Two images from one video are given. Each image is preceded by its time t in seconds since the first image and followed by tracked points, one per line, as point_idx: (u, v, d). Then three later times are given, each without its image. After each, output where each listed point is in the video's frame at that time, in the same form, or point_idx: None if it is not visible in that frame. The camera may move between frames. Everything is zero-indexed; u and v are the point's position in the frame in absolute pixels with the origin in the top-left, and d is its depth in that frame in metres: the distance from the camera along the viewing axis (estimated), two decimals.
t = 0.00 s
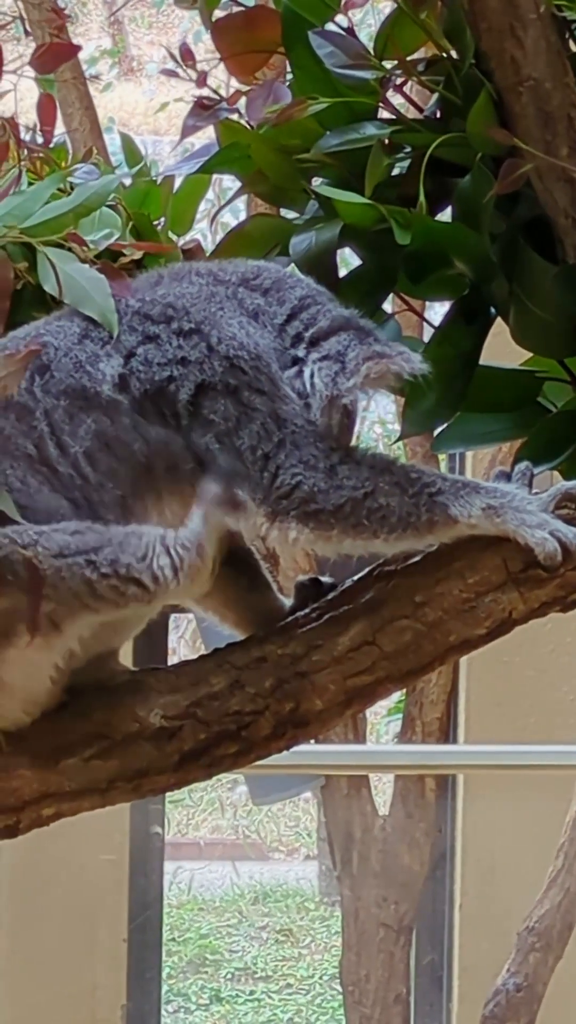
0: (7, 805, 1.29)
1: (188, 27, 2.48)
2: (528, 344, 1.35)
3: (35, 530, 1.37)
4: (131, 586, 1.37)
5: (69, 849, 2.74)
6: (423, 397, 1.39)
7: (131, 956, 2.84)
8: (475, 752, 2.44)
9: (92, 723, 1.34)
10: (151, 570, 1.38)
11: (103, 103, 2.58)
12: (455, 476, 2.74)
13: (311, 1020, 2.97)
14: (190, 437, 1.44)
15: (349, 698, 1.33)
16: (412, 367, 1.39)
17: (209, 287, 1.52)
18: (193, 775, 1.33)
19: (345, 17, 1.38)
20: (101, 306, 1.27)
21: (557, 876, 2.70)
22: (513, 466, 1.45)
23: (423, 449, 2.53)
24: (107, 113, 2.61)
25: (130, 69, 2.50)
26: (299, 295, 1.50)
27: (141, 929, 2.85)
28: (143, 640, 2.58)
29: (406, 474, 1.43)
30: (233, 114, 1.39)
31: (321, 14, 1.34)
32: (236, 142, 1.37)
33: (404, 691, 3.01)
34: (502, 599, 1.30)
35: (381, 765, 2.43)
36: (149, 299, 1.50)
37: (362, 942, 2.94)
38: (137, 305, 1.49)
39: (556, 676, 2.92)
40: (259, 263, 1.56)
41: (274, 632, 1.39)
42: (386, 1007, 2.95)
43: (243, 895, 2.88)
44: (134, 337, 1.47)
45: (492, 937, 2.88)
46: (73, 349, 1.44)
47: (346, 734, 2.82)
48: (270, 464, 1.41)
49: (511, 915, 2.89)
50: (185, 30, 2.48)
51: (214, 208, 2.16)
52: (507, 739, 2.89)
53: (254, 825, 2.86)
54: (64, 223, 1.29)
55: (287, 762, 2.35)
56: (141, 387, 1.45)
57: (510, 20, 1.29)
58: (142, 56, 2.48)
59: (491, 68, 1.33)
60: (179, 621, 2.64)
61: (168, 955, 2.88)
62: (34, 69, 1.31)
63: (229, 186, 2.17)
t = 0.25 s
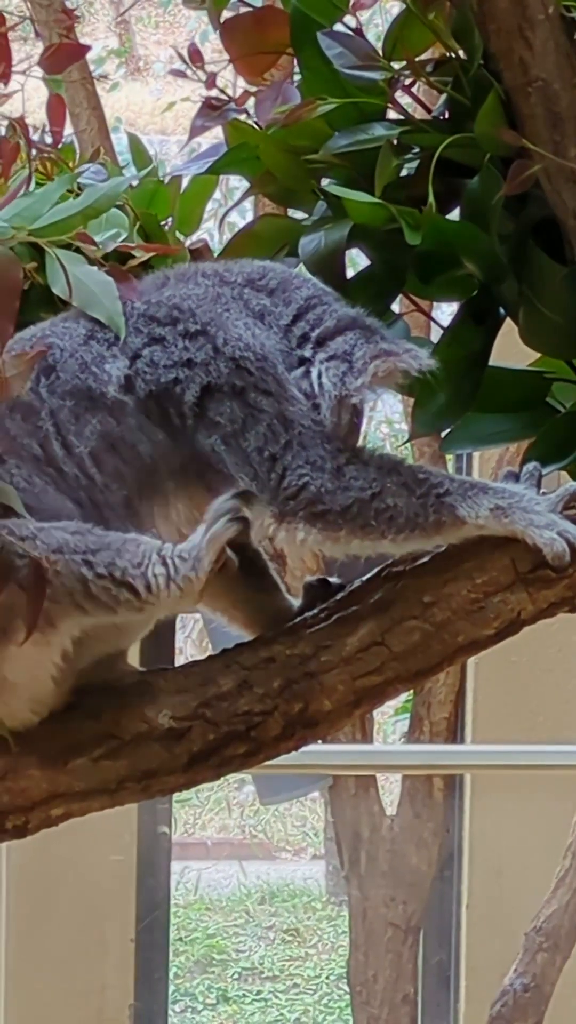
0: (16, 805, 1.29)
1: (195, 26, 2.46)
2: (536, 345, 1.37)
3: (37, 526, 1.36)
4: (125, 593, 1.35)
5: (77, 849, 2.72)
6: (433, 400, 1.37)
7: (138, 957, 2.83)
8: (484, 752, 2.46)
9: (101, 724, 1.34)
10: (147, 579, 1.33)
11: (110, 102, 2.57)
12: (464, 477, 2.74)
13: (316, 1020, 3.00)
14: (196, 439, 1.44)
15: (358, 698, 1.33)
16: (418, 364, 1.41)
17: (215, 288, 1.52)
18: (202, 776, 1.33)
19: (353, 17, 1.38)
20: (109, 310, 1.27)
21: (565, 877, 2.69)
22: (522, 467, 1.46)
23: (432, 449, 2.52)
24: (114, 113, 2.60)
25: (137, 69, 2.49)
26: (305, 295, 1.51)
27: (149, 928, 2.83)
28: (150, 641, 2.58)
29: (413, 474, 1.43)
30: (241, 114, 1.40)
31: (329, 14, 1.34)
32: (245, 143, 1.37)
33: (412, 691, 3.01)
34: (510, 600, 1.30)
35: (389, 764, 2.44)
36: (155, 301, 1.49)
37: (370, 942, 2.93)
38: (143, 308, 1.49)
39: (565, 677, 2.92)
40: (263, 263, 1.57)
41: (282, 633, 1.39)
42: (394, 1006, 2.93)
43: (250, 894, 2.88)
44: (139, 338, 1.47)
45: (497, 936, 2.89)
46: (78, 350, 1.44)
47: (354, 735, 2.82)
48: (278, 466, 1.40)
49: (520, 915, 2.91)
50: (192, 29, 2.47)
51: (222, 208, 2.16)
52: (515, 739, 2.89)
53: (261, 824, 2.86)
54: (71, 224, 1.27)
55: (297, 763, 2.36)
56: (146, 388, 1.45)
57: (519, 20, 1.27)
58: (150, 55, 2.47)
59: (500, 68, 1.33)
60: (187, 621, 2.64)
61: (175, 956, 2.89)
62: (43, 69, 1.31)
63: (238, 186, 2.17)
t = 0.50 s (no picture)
0: (28, 805, 1.30)
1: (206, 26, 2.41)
2: (547, 346, 1.37)
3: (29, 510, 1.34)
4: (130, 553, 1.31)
5: (88, 848, 2.70)
6: (446, 400, 1.37)
7: (148, 957, 2.80)
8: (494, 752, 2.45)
9: (113, 724, 1.34)
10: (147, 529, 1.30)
11: (120, 101, 2.52)
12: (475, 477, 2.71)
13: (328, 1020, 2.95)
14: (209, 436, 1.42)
15: (369, 699, 1.33)
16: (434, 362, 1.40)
17: (228, 288, 1.52)
18: (214, 776, 1.33)
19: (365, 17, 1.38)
20: (121, 309, 1.27)
21: None
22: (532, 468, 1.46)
23: (443, 448, 2.50)
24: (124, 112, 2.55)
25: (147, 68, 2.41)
26: (318, 295, 1.52)
27: (158, 928, 2.80)
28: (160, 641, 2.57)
29: (425, 474, 1.43)
30: (253, 115, 1.40)
31: (341, 14, 1.34)
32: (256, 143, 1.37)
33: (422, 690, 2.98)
34: (522, 601, 1.30)
35: (399, 766, 2.46)
36: (167, 301, 1.49)
37: (381, 942, 2.91)
38: (155, 308, 1.49)
39: None
40: (277, 262, 1.57)
41: (294, 633, 1.39)
42: (404, 1007, 2.91)
43: (260, 894, 2.83)
44: (152, 339, 1.47)
45: (509, 937, 2.84)
46: (91, 351, 1.45)
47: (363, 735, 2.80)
48: (290, 467, 1.42)
49: (532, 915, 2.85)
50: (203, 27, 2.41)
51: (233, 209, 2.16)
52: (524, 740, 2.84)
53: (271, 824, 2.81)
54: (84, 224, 1.25)
55: (311, 761, 2.41)
56: (158, 387, 1.44)
57: (531, 22, 1.24)
58: (159, 55, 2.39)
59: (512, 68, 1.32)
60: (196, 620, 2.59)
61: (185, 955, 2.85)
62: (55, 70, 1.30)
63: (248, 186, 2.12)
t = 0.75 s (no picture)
0: (39, 805, 1.29)
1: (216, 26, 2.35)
2: (560, 345, 1.36)
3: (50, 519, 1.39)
4: (151, 563, 1.40)
5: (97, 849, 2.64)
6: (457, 400, 1.36)
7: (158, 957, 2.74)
8: (503, 752, 2.47)
9: (124, 724, 1.34)
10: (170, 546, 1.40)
11: (127, 101, 2.46)
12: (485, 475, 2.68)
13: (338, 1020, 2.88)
14: (222, 436, 1.45)
15: (381, 699, 1.33)
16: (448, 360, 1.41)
17: (240, 286, 1.54)
18: (225, 776, 1.33)
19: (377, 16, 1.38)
20: (133, 307, 1.24)
21: None
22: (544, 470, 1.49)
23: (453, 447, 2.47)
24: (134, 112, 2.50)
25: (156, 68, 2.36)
26: (329, 293, 1.54)
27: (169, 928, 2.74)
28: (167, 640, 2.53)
29: (436, 475, 1.46)
30: (265, 115, 1.41)
31: (352, 14, 1.33)
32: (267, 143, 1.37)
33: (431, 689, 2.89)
34: (534, 601, 1.30)
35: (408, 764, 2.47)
36: (179, 299, 1.50)
37: (391, 942, 2.85)
38: (167, 306, 1.50)
39: None
40: (288, 263, 1.59)
41: (306, 633, 1.39)
42: (414, 1007, 2.86)
43: (269, 893, 2.77)
44: (164, 337, 1.48)
45: (518, 936, 2.79)
46: (103, 349, 1.46)
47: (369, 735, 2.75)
48: (301, 465, 1.43)
49: (542, 914, 2.79)
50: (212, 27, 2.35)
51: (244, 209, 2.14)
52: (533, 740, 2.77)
53: (279, 823, 2.75)
54: (95, 224, 1.23)
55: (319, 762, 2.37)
56: (171, 385, 1.46)
57: (542, 20, 1.25)
58: (168, 55, 2.33)
59: (524, 68, 1.32)
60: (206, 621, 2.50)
61: (194, 955, 2.79)
62: (67, 69, 1.30)
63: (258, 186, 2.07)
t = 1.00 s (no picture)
0: (48, 806, 1.27)
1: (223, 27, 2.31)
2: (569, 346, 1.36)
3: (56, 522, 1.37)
4: (157, 564, 1.41)
5: (108, 847, 2.52)
6: (464, 402, 1.35)
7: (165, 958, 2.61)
8: (514, 757, 2.45)
9: (133, 725, 1.34)
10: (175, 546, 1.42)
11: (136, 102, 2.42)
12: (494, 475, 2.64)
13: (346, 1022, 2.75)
14: (230, 435, 1.46)
15: (389, 701, 1.33)
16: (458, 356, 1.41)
17: (249, 286, 1.54)
18: (234, 777, 1.33)
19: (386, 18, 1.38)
20: (142, 308, 1.23)
21: None
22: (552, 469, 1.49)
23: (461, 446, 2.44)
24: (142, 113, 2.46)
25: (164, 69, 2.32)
26: (337, 293, 1.55)
27: (176, 929, 2.61)
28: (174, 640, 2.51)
29: (445, 475, 1.46)
30: (274, 116, 1.41)
31: (359, 14, 1.34)
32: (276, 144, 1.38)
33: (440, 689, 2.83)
34: (543, 602, 1.29)
35: (418, 764, 2.40)
36: (188, 299, 1.51)
37: (400, 944, 2.75)
38: (176, 305, 1.51)
39: None
40: (295, 263, 1.59)
41: (315, 634, 1.39)
42: (423, 1007, 2.76)
43: (278, 894, 2.65)
44: (173, 337, 1.49)
45: (526, 936, 2.68)
46: (112, 349, 1.46)
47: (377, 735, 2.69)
48: (310, 465, 1.44)
49: (551, 915, 2.69)
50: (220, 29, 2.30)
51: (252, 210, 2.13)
52: (541, 739, 2.67)
53: (288, 823, 2.65)
54: (104, 224, 1.23)
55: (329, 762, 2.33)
56: (180, 385, 1.47)
57: (551, 20, 1.25)
58: (177, 56, 2.29)
59: (533, 70, 1.32)
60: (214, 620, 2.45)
61: (203, 956, 2.65)
62: (75, 71, 1.30)
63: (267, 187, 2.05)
